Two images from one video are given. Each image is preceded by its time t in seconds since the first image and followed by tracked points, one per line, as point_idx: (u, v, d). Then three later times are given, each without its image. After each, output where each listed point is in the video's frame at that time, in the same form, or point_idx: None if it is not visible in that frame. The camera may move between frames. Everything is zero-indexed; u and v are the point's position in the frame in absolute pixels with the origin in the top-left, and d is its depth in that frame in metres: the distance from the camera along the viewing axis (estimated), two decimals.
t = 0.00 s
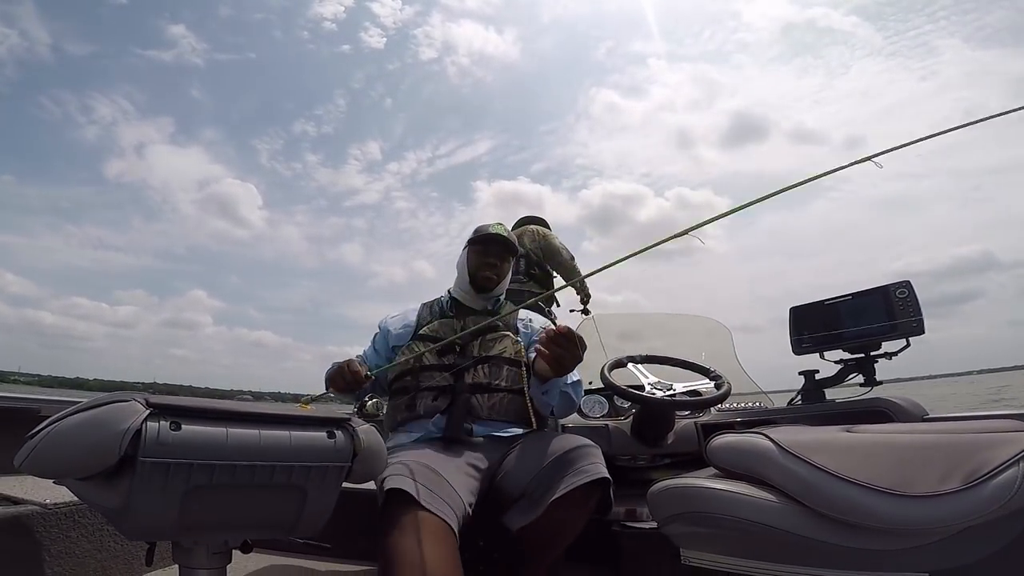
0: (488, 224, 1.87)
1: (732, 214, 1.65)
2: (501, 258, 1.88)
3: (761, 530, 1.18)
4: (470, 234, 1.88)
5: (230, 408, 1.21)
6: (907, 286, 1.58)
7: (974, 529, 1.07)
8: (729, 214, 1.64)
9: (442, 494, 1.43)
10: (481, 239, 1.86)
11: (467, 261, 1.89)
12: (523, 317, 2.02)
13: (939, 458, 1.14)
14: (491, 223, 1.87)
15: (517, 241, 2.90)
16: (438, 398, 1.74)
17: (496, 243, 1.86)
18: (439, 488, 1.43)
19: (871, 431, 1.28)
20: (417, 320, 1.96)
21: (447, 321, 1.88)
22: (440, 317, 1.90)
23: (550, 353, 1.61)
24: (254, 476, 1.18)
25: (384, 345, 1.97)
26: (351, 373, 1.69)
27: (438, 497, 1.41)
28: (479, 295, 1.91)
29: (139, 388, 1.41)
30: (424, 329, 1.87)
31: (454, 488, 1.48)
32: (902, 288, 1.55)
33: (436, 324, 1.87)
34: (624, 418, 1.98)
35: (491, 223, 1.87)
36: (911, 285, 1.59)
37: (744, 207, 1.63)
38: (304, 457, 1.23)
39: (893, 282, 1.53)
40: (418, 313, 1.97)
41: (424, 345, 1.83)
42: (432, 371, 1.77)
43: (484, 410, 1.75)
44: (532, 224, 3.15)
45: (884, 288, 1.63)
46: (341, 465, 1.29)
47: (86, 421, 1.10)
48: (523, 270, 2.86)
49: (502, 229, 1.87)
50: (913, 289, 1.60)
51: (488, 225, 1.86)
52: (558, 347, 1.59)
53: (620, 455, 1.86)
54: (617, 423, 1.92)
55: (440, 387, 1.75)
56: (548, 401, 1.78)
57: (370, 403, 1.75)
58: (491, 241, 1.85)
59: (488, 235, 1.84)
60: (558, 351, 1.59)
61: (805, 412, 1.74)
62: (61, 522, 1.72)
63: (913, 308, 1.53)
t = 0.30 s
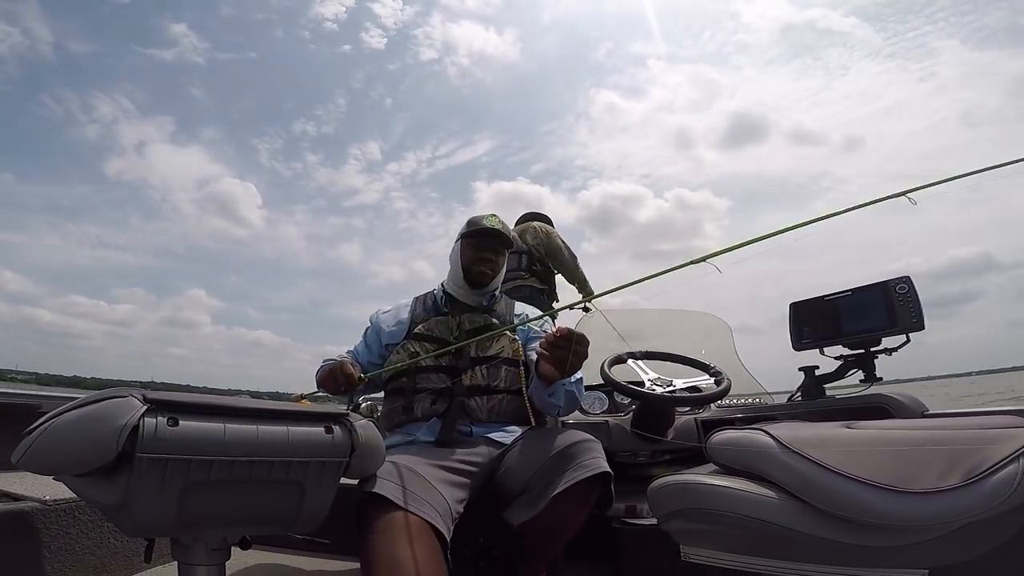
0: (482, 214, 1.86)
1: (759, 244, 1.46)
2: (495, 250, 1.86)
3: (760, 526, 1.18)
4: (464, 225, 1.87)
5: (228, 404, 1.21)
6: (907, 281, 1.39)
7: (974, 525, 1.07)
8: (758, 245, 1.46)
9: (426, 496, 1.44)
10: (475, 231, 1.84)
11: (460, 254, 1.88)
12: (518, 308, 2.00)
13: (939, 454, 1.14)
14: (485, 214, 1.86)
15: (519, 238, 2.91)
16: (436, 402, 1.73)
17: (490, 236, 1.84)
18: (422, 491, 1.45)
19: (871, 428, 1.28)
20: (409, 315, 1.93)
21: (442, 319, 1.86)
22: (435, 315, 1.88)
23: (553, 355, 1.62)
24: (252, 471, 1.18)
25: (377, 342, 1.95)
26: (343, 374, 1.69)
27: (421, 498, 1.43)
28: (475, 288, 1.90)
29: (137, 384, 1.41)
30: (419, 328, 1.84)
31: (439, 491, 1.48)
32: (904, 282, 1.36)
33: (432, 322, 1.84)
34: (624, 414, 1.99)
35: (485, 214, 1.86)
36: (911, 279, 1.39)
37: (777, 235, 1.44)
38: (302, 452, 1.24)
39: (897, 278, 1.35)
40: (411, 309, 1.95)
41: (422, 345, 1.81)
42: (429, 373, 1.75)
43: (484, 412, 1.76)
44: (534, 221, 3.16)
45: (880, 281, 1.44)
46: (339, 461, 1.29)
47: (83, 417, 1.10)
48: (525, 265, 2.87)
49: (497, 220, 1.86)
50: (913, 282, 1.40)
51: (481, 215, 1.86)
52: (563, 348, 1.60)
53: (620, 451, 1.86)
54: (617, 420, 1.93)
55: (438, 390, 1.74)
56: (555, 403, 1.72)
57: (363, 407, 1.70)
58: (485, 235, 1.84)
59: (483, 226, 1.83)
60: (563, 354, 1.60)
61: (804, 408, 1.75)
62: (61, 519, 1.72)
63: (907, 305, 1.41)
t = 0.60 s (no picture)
0: (472, 209, 1.87)
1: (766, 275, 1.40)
2: (488, 246, 1.87)
3: (761, 527, 1.18)
4: (454, 222, 1.87)
5: (227, 404, 1.21)
6: (909, 282, 1.43)
7: (976, 525, 1.08)
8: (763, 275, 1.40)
9: (413, 498, 1.44)
10: (467, 228, 1.85)
11: (453, 253, 1.88)
12: (514, 303, 1.99)
13: (940, 455, 1.14)
14: (475, 208, 1.87)
15: (520, 239, 2.91)
16: (436, 410, 1.72)
17: (483, 233, 1.85)
18: (410, 492, 1.45)
19: (872, 428, 1.28)
20: (402, 317, 1.89)
21: (437, 322, 1.84)
22: (429, 316, 1.86)
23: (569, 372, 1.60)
24: (253, 471, 1.18)
25: (367, 345, 1.90)
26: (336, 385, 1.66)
27: (407, 498, 1.43)
28: (470, 288, 1.89)
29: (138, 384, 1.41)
30: (414, 332, 1.83)
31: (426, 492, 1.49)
32: (904, 283, 1.37)
33: (427, 326, 1.82)
34: (625, 414, 1.99)
35: (475, 208, 1.87)
36: (914, 281, 1.43)
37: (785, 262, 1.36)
38: (302, 452, 1.23)
39: (895, 281, 1.37)
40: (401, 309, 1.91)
41: (419, 351, 1.79)
42: (428, 381, 1.74)
43: (485, 419, 1.75)
44: (536, 221, 3.16)
45: (882, 281, 1.48)
46: (339, 460, 1.29)
47: (83, 417, 1.10)
48: (527, 266, 2.88)
49: (488, 215, 1.87)
50: (915, 283, 1.44)
51: (471, 209, 1.87)
52: (583, 367, 1.58)
53: (620, 452, 1.87)
54: (619, 420, 1.93)
55: (437, 399, 1.73)
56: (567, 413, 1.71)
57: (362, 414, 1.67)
58: (478, 231, 1.84)
59: (475, 222, 1.84)
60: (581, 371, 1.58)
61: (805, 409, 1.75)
62: (61, 519, 1.72)
63: (910, 307, 1.43)
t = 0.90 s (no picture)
0: (450, 203, 1.86)
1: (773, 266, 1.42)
2: (471, 241, 1.86)
3: (761, 530, 1.18)
4: (433, 218, 1.86)
5: (227, 406, 1.21)
6: (910, 286, 1.55)
7: (978, 527, 1.07)
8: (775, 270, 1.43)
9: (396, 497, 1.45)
10: (447, 223, 1.83)
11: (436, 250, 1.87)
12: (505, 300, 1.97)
13: (941, 457, 1.14)
14: (453, 202, 1.86)
15: (520, 241, 2.91)
16: (424, 419, 1.72)
17: (466, 228, 1.84)
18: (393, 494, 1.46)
19: (874, 430, 1.28)
20: (387, 317, 1.87)
21: (424, 324, 1.82)
22: (415, 318, 1.85)
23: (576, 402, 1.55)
24: (253, 474, 1.17)
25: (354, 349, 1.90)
26: (323, 395, 1.66)
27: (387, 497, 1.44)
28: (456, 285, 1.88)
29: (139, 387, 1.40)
30: (399, 336, 1.81)
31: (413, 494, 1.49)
32: (904, 286, 1.52)
33: (412, 330, 1.81)
34: (626, 417, 1.99)
35: (454, 202, 1.86)
36: (914, 285, 1.55)
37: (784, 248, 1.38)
38: (302, 454, 1.23)
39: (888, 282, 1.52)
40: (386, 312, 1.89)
41: (405, 357, 1.77)
42: (416, 389, 1.72)
43: (474, 426, 1.74)
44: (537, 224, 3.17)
45: (886, 287, 1.60)
46: (339, 462, 1.28)
47: (83, 419, 1.09)
48: (528, 269, 2.88)
49: (468, 209, 1.86)
50: (915, 288, 1.56)
51: (449, 204, 1.85)
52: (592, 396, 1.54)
53: (622, 454, 1.86)
54: (619, 422, 1.92)
55: (425, 406, 1.72)
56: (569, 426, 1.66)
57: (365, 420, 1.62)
58: (461, 227, 1.83)
59: (455, 217, 1.83)
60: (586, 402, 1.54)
61: (807, 411, 1.76)
62: (63, 521, 1.71)
63: (913, 308, 1.51)
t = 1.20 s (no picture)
0: (444, 200, 1.86)
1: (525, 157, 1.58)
2: (466, 238, 1.85)
3: (762, 532, 1.17)
4: (427, 215, 1.86)
5: (228, 408, 1.20)
6: (911, 289, 1.64)
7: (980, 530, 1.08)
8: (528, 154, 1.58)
9: (387, 499, 1.47)
10: (439, 219, 1.84)
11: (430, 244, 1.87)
12: (501, 299, 1.93)
13: (943, 461, 1.14)
14: (447, 200, 1.86)
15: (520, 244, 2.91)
16: (400, 420, 1.74)
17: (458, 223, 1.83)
18: (386, 499, 1.47)
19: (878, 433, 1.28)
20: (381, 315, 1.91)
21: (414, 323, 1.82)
22: (406, 317, 1.85)
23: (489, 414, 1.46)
24: (254, 477, 1.16)
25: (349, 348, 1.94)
26: (310, 369, 1.67)
27: (378, 503, 1.45)
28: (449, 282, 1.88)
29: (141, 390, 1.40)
30: (387, 336, 1.83)
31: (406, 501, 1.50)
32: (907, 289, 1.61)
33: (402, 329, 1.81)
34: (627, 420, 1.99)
35: (447, 199, 1.85)
36: (915, 288, 1.64)
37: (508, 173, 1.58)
38: (304, 457, 1.22)
39: (900, 285, 1.59)
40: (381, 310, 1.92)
41: (391, 358, 1.78)
42: (398, 389, 1.74)
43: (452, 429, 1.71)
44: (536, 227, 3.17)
45: (888, 292, 1.68)
46: (340, 466, 1.28)
47: (84, 422, 1.08)
48: (526, 272, 2.88)
49: (461, 205, 1.85)
50: (916, 292, 1.65)
51: (442, 201, 1.85)
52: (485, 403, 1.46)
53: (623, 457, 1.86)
54: (620, 425, 1.92)
55: (404, 407, 1.74)
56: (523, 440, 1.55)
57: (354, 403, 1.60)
58: (453, 223, 1.83)
59: (447, 213, 1.83)
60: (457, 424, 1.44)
61: (809, 413, 1.76)
62: (65, 523, 1.70)
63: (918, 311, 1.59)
